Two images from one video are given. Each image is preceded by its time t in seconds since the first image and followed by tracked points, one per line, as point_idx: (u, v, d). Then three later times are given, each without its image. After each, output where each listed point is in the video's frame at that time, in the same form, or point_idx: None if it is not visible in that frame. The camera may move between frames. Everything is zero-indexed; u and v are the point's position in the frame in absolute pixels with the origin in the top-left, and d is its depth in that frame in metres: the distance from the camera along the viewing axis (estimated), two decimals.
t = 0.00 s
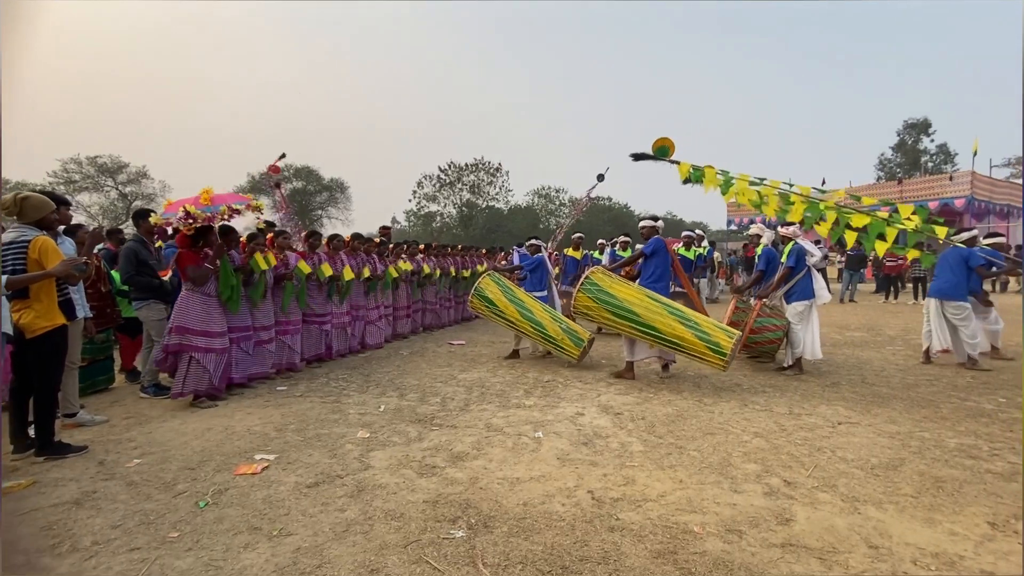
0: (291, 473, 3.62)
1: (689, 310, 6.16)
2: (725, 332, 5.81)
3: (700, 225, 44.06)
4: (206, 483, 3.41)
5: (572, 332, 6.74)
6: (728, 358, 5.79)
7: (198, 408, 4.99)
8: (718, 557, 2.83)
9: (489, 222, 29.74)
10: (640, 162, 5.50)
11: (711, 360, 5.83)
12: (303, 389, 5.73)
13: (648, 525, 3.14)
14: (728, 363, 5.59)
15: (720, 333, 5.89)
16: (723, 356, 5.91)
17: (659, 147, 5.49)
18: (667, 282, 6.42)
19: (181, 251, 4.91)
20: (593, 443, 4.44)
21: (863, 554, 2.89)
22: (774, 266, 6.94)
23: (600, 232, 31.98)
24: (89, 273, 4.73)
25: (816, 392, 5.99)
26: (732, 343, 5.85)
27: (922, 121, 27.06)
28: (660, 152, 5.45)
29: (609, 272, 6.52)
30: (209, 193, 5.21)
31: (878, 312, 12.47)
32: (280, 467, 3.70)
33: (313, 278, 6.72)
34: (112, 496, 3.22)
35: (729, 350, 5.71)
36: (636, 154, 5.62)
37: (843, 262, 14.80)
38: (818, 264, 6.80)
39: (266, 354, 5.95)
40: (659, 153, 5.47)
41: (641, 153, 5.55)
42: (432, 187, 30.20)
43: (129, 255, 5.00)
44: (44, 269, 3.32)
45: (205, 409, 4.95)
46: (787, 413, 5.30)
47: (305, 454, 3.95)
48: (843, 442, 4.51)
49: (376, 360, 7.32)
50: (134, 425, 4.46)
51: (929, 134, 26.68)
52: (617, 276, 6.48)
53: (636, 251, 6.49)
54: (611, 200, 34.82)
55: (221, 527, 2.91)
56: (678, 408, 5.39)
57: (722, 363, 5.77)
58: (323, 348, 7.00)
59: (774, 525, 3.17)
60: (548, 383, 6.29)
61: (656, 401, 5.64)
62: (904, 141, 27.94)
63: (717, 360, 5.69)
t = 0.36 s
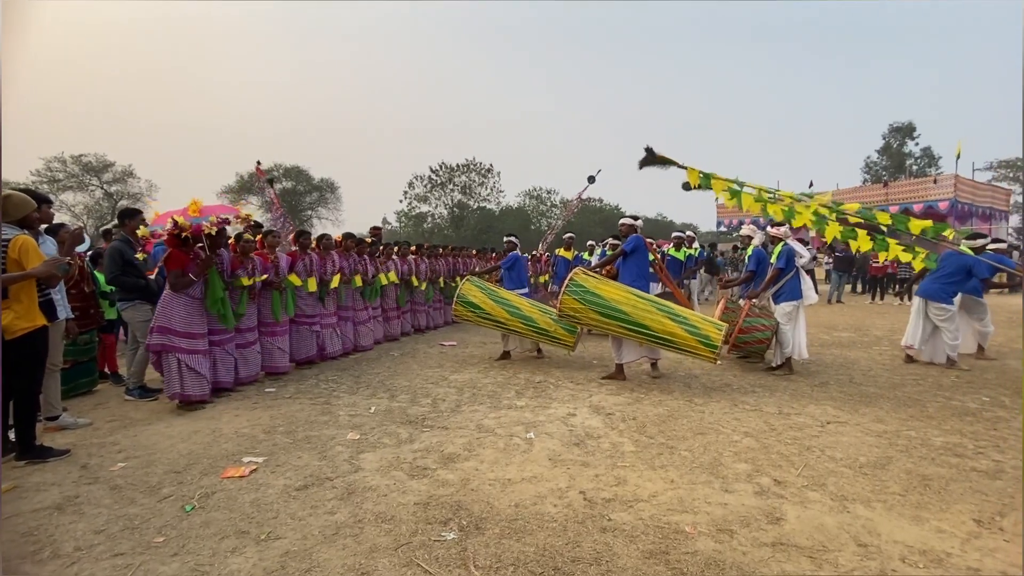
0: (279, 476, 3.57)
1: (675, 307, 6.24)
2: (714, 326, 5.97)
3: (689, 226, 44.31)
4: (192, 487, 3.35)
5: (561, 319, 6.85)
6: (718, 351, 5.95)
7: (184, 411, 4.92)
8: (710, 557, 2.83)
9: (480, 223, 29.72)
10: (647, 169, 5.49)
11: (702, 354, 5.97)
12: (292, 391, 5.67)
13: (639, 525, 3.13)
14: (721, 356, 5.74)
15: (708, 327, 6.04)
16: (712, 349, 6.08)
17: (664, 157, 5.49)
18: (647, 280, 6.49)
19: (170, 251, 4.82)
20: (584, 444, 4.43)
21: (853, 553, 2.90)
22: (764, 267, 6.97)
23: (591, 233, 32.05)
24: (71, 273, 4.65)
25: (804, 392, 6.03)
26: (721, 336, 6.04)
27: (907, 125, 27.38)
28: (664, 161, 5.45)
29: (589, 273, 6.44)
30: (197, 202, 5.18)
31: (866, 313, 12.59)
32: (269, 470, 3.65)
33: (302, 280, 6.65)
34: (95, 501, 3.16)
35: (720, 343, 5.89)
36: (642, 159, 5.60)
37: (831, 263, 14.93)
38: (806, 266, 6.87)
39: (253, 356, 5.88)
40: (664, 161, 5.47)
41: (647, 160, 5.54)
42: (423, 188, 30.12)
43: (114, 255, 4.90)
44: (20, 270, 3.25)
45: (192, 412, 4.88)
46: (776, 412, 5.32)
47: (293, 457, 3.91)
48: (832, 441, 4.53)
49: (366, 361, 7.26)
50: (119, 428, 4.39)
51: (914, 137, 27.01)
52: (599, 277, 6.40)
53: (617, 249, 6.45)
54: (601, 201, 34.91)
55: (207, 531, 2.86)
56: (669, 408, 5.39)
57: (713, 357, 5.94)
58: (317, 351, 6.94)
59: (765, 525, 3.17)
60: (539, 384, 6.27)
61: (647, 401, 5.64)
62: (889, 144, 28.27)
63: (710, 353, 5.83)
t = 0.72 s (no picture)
0: (270, 477, 3.56)
1: (672, 313, 6.25)
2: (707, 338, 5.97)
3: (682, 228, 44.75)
4: (182, 488, 3.33)
5: (564, 329, 6.84)
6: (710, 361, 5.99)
7: (174, 412, 4.88)
8: (702, 556, 2.83)
9: (474, 225, 29.72)
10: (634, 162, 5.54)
11: (692, 363, 6.00)
12: (284, 392, 5.64)
13: (631, 525, 3.13)
14: (710, 367, 5.78)
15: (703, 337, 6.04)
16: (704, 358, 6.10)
17: (652, 148, 5.51)
18: (643, 284, 6.49)
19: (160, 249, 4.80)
20: (577, 444, 4.43)
21: (844, 552, 2.91)
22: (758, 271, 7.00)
23: (585, 235, 32.13)
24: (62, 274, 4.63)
25: (797, 392, 6.06)
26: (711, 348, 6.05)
27: (897, 128, 27.65)
28: (650, 153, 5.50)
29: (590, 273, 6.40)
30: (184, 189, 5.14)
31: (857, 314, 12.69)
32: (260, 471, 3.62)
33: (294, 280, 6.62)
34: (83, 503, 3.13)
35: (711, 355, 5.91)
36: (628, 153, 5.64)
37: (823, 265, 15.01)
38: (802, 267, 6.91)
39: (246, 356, 5.85)
40: (650, 153, 5.51)
41: (634, 152, 5.58)
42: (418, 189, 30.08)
43: (105, 255, 4.87)
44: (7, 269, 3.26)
45: (182, 413, 4.84)
46: (768, 413, 5.34)
47: (285, 458, 3.89)
48: (824, 442, 4.55)
49: (360, 362, 7.24)
50: (108, 429, 4.35)
51: (905, 141, 27.25)
52: (599, 277, 6.38)
53: (616, 251, 6.45)
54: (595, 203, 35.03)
55: (197, 533, 2.84)
56: (662, 409, 5.40)
57: (703, 367, 5.97)
58: (311, 351, 6.90)
59: (756, 524, 3.18)
60: (533, 385, 6.27)
61: (641, 401, 5.65)
62: (880, 147, 28.50)
63: (700, 364, 5.86)
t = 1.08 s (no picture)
0: (268, 478, 3.58)
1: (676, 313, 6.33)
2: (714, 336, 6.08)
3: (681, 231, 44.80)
4: (180, 489, 3.35)
5: (572, 332, 6.91)
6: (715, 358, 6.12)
7: (172, 414, 4.90)
8: (694, 556, 2.87)
9: (473, 227, 29.77)
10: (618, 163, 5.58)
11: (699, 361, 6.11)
12: (283, 394, 5.67)
13: (625, 526, 3.17)
14: (717, 365, 5.89)
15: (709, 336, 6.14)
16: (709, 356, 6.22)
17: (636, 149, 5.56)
18: (647, 285, 6.51)
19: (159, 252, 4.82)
20: (573, 446, 4.46)
21: (835, 552, 2.94)
22: (757, 277, 7.05)
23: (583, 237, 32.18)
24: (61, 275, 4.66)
25: (792, 394, 6.10)
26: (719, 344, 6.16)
27: (895, 132, 27.77)
28: (636, 154, 5.54)
29: (595, 273, 6.40)
30: (180, 202, 5.12)
31: (854, 317, 12.75)
32: (257, 472, 3.65)
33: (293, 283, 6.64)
34: (81, 503, 3.16)
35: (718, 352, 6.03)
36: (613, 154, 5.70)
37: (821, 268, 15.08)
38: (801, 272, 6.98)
39: (246, 357, 5.89)
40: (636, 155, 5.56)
41: (619, 154, 5.63)
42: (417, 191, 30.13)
43: (105, 256, 4.91)
44: (1, 271, 3.29)
45: (180, 415, 4.86)
46: (763, 415, 5.37)
47: (283, 459, 3.92)
48: (818, 443, 4.59)
49: (358, 365, 7.26)
50: (107, 431, 4.37)
51: (903, 145, 27.36)
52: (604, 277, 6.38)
53: (620, 253, 6.50)
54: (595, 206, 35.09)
55: (195, 533, 2.87)
56: (658, 411, 5.43)
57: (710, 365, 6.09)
58: (309, 353, 6.93)
59: (749, 525, 3.22)
60: (530, 387, 6.30)
61: (637, 403, 5.68)
62: (878, 150, 28.60)
63: (707, 362, 5.97)
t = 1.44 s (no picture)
0: (270, 479, 3.62)
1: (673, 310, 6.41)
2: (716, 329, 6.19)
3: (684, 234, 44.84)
4: (183, 490, 3.39)
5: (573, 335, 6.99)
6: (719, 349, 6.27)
7: (175, 416, 4.94)
8: (693, 557, 2.89)
9: (476, 230, 29.82)
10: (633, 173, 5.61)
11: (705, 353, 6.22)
12: (285, 395, 5.70)
13: (624, 526, 3.19)
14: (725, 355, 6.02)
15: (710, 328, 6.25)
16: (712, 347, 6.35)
17: (651, 161, 5.58)
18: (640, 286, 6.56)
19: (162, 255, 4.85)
20: (574, 447, 4.49)
21: (834, 553, 2.96)
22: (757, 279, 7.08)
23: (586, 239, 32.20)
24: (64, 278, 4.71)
25: (793, 396, 6.12)
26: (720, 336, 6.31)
27: (900, 135, 27.78)
28: (650, 165, 5.57)
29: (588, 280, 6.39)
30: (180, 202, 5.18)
31: (857, 319, 12.74)
32: (259, 473, 3.69)
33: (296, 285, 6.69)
34: (86, 503, 3.19)
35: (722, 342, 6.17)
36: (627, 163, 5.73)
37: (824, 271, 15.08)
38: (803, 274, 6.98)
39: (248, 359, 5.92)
40: (650, 166, 5.58)
41: (633, 163, 5.65)
42: (420, 194, 30.20)
43: (107, 259, 4.97)
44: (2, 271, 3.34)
45: (184, 417, 4.90)
46: (764, 417, 5.39)
47: (286, 460, 3.95)
48: (818, 445, 4.61)
49: (361, 367, 7.30)
50: (111, 432, 4.41)
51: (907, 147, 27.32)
52: (598, 283, 6.38)
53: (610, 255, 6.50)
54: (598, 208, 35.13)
55: (198, 533, 2.90)
56: (659, 413, 5.45)
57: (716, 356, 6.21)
58: (311, 355, 6.97)
59: (748, 526, 3.24)
60: (532, 389, 6.33)
61: (638, 406, 5.70)
62: (882, 152, 28.58)
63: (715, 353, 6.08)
